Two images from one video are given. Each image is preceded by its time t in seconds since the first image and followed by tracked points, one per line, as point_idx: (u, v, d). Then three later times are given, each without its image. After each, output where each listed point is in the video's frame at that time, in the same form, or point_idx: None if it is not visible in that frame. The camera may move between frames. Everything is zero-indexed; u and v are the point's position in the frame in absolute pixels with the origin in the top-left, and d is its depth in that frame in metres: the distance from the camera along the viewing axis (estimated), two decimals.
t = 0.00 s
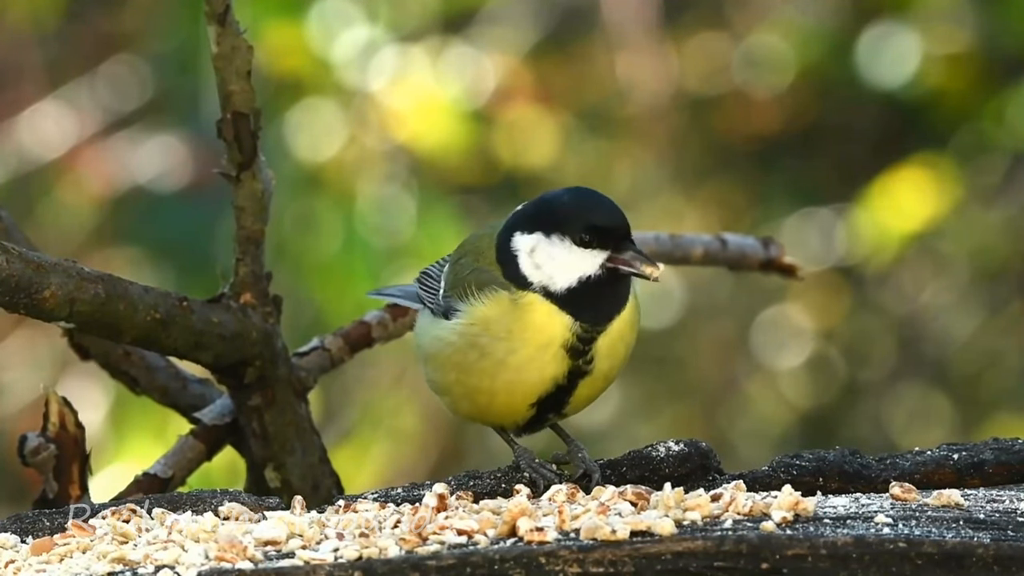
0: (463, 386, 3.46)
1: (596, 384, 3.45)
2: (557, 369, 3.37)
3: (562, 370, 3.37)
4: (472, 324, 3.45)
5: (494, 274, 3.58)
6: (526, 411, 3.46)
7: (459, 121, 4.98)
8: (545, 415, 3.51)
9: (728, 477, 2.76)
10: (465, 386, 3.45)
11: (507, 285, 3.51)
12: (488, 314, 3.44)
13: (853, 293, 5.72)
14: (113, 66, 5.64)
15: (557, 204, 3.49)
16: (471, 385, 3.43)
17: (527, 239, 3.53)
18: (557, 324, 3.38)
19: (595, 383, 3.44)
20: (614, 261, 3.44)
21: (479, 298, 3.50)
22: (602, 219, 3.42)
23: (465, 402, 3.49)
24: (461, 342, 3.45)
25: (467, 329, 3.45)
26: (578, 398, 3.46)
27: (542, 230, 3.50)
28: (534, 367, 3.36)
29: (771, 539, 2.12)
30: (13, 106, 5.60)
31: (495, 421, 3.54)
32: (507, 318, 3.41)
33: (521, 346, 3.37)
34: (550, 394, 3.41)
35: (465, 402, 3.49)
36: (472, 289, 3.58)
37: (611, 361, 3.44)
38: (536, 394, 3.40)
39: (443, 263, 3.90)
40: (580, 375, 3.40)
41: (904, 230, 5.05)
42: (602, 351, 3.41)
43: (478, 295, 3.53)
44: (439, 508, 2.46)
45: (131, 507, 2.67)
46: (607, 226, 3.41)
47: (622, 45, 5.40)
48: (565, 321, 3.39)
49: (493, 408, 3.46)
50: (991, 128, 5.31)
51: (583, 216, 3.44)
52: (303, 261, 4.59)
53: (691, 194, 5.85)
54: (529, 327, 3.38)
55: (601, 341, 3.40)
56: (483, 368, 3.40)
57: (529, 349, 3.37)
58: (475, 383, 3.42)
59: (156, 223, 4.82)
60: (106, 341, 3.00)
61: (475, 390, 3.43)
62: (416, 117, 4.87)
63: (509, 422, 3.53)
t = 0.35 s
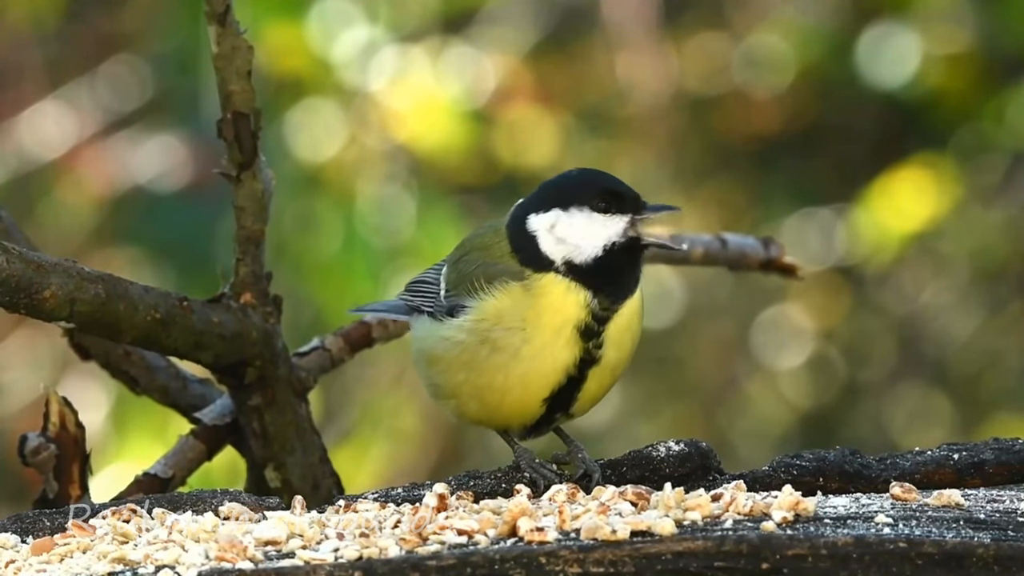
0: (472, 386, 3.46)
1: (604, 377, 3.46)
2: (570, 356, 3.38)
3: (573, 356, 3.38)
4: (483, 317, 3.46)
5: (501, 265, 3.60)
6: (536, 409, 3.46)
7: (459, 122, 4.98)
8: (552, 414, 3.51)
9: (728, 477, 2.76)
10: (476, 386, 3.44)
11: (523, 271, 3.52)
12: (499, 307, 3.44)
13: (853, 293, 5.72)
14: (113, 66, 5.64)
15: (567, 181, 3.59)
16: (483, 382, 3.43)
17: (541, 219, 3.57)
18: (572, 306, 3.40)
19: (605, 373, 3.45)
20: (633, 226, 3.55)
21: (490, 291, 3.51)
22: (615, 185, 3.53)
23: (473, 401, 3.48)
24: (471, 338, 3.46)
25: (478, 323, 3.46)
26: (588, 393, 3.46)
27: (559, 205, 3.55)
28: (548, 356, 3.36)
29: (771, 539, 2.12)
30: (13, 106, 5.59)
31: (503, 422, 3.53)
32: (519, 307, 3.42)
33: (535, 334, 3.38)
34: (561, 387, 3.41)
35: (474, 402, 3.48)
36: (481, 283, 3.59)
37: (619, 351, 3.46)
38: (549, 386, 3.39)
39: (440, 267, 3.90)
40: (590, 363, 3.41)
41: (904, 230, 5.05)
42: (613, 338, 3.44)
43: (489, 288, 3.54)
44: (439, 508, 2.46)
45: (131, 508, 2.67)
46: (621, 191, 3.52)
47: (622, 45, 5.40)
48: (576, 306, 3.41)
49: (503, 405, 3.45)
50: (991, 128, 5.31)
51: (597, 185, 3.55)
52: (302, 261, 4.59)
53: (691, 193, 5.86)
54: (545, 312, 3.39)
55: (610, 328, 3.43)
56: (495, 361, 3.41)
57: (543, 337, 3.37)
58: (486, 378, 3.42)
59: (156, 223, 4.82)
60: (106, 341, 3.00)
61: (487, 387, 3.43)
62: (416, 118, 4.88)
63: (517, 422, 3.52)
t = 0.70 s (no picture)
0: (474, 385, 3.45)
1: (604, 372, 3.46)
2: (571, 351, 3.38)
3: (575, 352, 3.38)
4: (484, 313, 3.45)
5: (502, 263, 3.60)
6: (536, 406, 3.45)
7: (459, 122, 4.98)
8: (552, 411, 3.50)
9: (728, 477, 2.76)
10: (478, 384, 3.43)
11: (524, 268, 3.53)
12: (500, 302, 3.44)
13: (853, 293, 5.72)
14: (113, 66, 5.64)
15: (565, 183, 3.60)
16: (485, 380, 3.42)
17: (538, 220, 3.58)
18: (573, 303, 3.40)
19: (605, 368, 3.45)
20: (630, 231, 3.58)
21: (491, 289, 3.50)
22: (613, 190, 3.56)
23: (475, 400, 3.47)
24: (472, 336, 3.45)
25: (479, 319, 3.45)
26: (588, 389, 3.46)
27: (556, 206, 3.56)
28: (550, 352, 3.36)
29: (771, 539, 2.12)
30: (12, 106, 5.59)
31: (503, 420, 3.52)
32: (521, 301, 3.42)
33: (536, 330, 3.37)
34: (563, 384, 3.41)
35: (475, 401, 3.47)
36: (480, 282, 3.59)
37: (619, 346, 3.46)
38: (550, 382, 3.38)
39: (435, 270, 3.89)
40: (591, 360, 3.42)
41: (904, 230, 5.06)
42: (613, 333, 3.44)
43: (489, 285, 3.53)
44: (439, 508, 2.46)
45: (131, 508, 2.67)
46: (620, 196, 3.55)
47: (622, 45, 5.41)
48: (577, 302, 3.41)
49: (504, 403, 3.44)
50: (991, 127, 5.31)
51: (594, 188, 3.58)
52: (303, 261, 4.59)
53: (691, 193, 5.89)
54: (546, 306, 3.39)
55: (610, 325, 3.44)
56: (497, 359, 3.39)
57: (545, 332, 3.37)
58: (488, 377, 3.41)
59: (156, 223, 4.82)
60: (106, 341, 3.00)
61: (489, 385, 3.41)
62: (416, 118, 4.87)
63: (517, 420, 3.52)
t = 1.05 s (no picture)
0: (476, 387, 3.45)
1: (607, 371, 3.45)
2: (571, 353, 3.37)
3: (575, 355, 3.37)
4: (485, 316, 3.46)
5: (500, 266, 3.61)
6: (539, 407, 3.45)
7: (459, 122, 4.97)
8: (555, 413, 3.50)
9: (728, 477, 2.76)
10: (481, 386, 3.44)
11: (518, 271, 3.54)
12: (501, 305, 3.44)
13: (853, 293, 5.72)
14: (113, 66, 5.64)
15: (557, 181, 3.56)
16: (488, 382, 3.42)
17: (528, 218, 3.58)
18: (567, 312, 3.38)
19: (607, 368, 3.44)
20: (610, 238, 3.46)
21: (491, 292, 3.51)
22: (591, 197, 3.45)
23: (478, 401, 3.48)
24: (475, 339, 3.45)
25: (481, 322, 3.46)
26: (591, 389, 3.45)
27: (545, 204, 3.55)
28: (552, 353, 3.35)
29: (771, 539, 2.12)
30: (12, 106, 5.59)
31: (506, 421, 3.52)
32: (522, 304, 3.41)
33: (538, 333, 3.37)
34: (565, 384, 3.40)
35: (479, 403, 3.48)
36: (480, 286, 3.59)
37: (620, 345, 3.44)
38: (554, 383, 3.38)
39: (433, 271, 3.89)
40: (592, 361, 3.40)
41: (903, 230, 5.06)
42: (613, 334, 3.41)
43: (489, 289, 3.54)
44: (439, 508, 2.46)
45: (131, 508, 2.67)
46: (597, 203, 3.44)
47: (622, 45, 5.41)
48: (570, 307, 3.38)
49: (507, 405, 3.44)
50: (991, 128, 5.31)
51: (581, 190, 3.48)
52: (303, 261, 4.59)
53: (691, 194, 5.87)
54: (546, 308, 3.39)
55: (609, 326, 3.41)
56: (500, 361, 3.40)
57: (547, 334, 3.36)
58: (490, 379, 3.41)
59: (155, 223, 4.82)
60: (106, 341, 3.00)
61: (492, 387, 3.42)
62: (416, 118, 4.86)
63: (520, 421, 3.52)
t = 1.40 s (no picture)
0: (478, 377, 3.45)
1: (605, 352, 3.44)
2: (565, 333, 3.37)
3: (569, 335, 3.37)
4: (477, 306, 3.46)
5: (491, 255, 3.60)
6: (544, 396, 3.44)
7: (459, 122, 4.96)
8: (559, 403, 3.50)
9: (728, 477, 2.77)
10: (484, 376, 3.44)
11: (500, 259, 3.54)
12: (490, 294, 3.45)
13: (853, 293, 5.72)
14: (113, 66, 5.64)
15: (533, 170, 3.51)
16: (490, 371, 3.42)
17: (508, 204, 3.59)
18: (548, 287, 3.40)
19: (605, 349, 3.43)
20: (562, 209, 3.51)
21: (482, 282, 3.51)
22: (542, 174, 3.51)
23: (482, 393, 3.47)
24: (471, 331, 3.46)
25: (474, 313, 3.46)
26: (592, 372, 3.44)
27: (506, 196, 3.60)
28: (546, 334, 3.35)
29: (771, 539, 2.12)
30: (12, 106, 5.59)
31: (513, 413, 3.51)
32: (509, 290, 3.42)
33: (530, 319, 3.37)
34: (565, 368, 3.39)
35: (483, 394, 3.47)
36: (472, 279, 3.59)
37: (613, 324, 3.44)
38: (555, 366, 3.37)
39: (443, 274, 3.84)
40: (587, 341, 3.40)
41: (904, 230, 5.07)
42: (603, 313, 3.42)
43: (481, 280, 3.53)
44: (439, 508, 2.46)
45: (131, 508, 2.67)
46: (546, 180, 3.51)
47: (622, 45, 5.40)
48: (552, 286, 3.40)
49: (511, 394, 3.44)
50: (991, 128, 5.32)
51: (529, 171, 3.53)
52: (304, 261, 4.59)
53: (691, 194, 5.87)
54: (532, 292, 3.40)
55: (597, 303, 3.41)
56: (498, 349, 3.39)
57: (536, 317, 3.37)
58: (490, 367, 3.41)
59: (156, 223, 4.82)
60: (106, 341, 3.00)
61: (494, 376, 3.41)
62: (416, 118, 4.86)
63: (523, 412, 3.51)
